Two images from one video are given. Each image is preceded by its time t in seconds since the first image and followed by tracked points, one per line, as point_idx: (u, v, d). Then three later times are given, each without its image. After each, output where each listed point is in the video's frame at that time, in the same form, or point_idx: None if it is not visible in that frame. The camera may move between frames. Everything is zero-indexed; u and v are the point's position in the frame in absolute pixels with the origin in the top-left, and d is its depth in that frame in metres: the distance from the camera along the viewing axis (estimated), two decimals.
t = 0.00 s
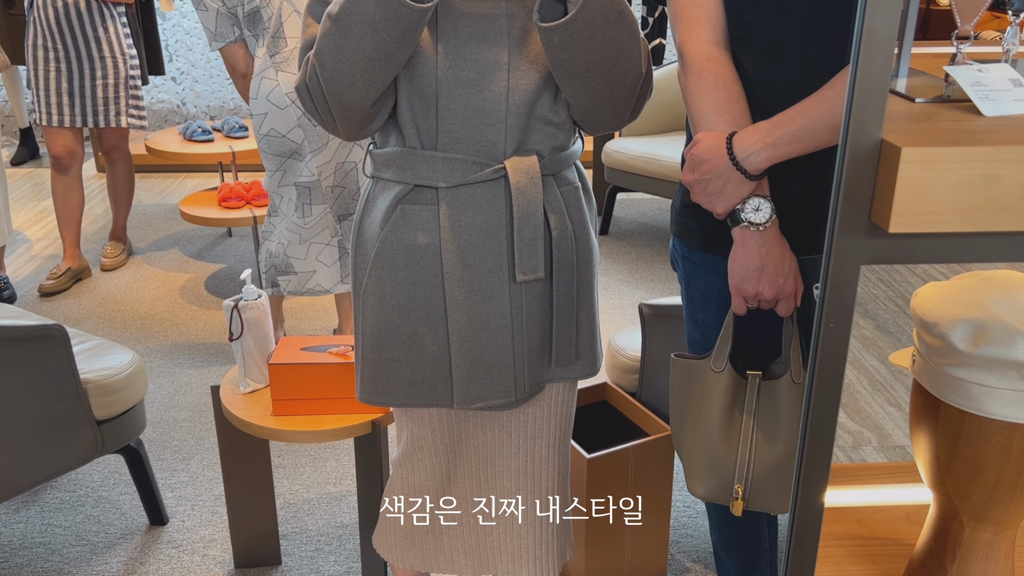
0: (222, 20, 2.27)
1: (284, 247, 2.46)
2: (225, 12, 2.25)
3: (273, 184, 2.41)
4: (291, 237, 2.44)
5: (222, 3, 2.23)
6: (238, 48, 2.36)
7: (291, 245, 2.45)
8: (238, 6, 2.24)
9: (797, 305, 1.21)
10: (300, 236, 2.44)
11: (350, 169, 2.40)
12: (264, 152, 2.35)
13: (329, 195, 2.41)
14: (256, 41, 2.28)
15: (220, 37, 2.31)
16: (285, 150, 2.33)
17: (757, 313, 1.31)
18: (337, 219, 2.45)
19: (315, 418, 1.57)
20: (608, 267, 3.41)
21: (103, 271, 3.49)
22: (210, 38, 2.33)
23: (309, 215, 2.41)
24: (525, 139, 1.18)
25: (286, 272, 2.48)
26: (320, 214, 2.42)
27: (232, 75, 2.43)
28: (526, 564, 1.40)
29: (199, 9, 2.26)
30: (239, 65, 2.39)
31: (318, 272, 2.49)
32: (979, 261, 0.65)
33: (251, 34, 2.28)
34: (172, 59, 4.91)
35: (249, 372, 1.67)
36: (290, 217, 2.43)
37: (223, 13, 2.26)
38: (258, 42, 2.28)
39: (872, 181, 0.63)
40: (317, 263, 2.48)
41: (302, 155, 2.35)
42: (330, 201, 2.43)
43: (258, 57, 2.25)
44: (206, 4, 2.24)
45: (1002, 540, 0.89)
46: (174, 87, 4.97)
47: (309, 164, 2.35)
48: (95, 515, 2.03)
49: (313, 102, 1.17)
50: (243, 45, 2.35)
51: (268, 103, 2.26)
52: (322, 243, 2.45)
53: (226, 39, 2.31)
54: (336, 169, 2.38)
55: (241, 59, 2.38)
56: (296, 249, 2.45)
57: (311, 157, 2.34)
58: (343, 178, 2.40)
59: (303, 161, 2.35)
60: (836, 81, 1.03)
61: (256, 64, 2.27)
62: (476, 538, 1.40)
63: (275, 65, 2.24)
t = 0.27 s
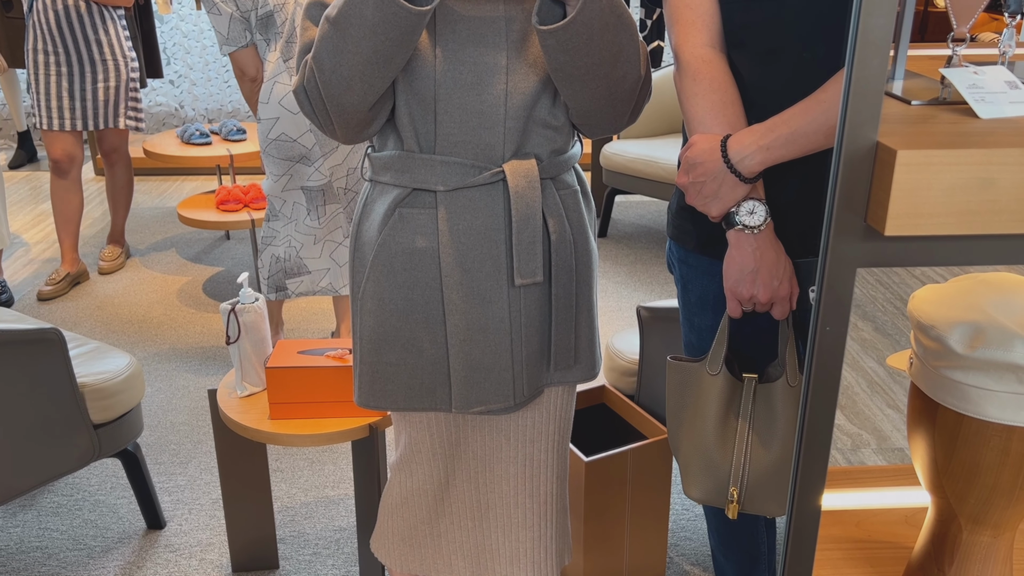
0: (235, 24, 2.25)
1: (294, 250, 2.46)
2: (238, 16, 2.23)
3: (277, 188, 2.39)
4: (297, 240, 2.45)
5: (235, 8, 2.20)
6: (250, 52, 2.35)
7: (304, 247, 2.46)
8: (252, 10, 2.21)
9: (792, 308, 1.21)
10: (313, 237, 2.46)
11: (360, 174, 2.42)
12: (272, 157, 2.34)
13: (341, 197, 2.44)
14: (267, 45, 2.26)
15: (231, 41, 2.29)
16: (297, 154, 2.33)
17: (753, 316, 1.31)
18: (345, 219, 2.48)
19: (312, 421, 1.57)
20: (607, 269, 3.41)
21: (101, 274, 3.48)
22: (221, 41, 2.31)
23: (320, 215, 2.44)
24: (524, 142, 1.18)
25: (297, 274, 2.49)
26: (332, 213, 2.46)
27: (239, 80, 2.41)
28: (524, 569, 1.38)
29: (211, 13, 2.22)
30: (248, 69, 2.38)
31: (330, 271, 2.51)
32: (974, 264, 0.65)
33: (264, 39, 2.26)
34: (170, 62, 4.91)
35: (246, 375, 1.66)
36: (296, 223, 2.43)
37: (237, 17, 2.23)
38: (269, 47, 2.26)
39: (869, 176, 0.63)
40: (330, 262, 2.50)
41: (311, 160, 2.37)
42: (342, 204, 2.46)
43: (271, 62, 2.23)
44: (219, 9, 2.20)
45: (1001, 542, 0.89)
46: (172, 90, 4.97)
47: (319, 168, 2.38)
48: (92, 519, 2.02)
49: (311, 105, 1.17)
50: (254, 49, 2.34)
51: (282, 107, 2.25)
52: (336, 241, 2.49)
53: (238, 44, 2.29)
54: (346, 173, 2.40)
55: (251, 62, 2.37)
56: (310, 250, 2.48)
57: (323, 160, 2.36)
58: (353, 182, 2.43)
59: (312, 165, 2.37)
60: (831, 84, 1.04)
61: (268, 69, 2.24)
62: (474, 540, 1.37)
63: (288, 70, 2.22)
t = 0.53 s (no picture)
0: (245, 23, 2.25)
1: (293, 260, 2.45)
2: (249, 15, 2.23)
3: (275, 193, 2.37)
4: (294, 248, 2.43)
5: (246, 5, 2.21)
6: (257, 52, 2.33)
7: (302, 256, 2.45)
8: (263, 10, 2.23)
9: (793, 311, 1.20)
10: (312, 243, 2.46)
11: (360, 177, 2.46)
12: (275, 160, 2.32)
13: (340, 200, 2.46)
14: (276, 46, 2.27)
15: (241, 40, 2.29)
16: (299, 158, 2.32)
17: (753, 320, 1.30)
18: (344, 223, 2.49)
19: (312, 427, 1.57)
20: (606, 273, 3.41)
21: (100, 279, 3.48)
22: (229, 40, 2.31)
23: (320, 220, 2.44)
24: (523, 148, 1.18)
25: (295, 283, 2.48)
26: (331, 217, 2.47)
27: (244, 78, 2.38)
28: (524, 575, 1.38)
29: (221, 10, 2.23)
30: (254, 68, 2.35)
31: (326, 274, 2.51)
32: (974, 269, 0.65)
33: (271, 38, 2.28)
34: (169, 67, 4.91)
35: (245, 380, 1.66)
36: (290, 232, 2.41)
37: (247, 16, 2.24)
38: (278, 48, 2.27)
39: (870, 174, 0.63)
40: (326, 266, 2.51)
41: (314, 165, 2.35)
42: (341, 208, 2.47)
43: (279, 62, 2.24)
44: (230, 6, 2.22)
45: (1002, 548, 0.89)
46: (171, 95, 4.97)
47: (322, 173, 2.37)
48: (91, 525, 2.02)
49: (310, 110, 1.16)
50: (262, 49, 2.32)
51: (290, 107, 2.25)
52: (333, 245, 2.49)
53: (247, 41, 2.29)
54: (347, 176, 2.44)
55: (259, 61, 2.34)
56: (307, 257, 2.46)
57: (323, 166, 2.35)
58: (354, 185, 2.46)
59: (315, 170, 2.35)
60: (831, 89, 1.04)
61: (278, 69, 2.25)
62: (474, 547, 1.37)
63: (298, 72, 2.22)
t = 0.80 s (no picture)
0: (251, 15, 2.24)
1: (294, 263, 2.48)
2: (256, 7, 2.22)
3: (270, 198, 2.39)
4: (291, 251, 2.46)
5: None
6: (257, 44, 2.33)
7: (300, 259, 2.47)
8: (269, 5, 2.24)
9: (791, 317, 1.20)
10: (310, 250, 2.47)
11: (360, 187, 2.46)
12: (270, 164, 2.34)
13: (341, 211, 2.45)
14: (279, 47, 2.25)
15: (242, 31, 2.28)
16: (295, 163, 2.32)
17: (752, 327, 1.30)
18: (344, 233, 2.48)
19: (310, 435, 1.57)
20: (605, 280, 3.41)
21: (99, 287, 3.48)
22: (231, 30, 2.29)
23: (318, 227, 2.44)
24: (520, 156, 1.18)
25: (295, 289, 2.50)
26: (330, 226, 2.46)
27: (240, 71, 2.37)
28: None
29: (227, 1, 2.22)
30: (254, 60, 2.35)
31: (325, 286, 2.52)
32: (971, 276, 0.65)
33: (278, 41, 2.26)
34: (168, 75, 4.92)
35: (243, 389, 1.66)
36: (287, 237, 2.44)
37: (254, 9, 2.23)
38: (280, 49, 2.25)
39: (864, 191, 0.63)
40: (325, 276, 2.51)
41: (310, 169, 2.37)
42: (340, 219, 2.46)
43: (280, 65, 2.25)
44: None
45: (1000, 555, 0.89)
46: (170, 103, 4.97)
47: (318, 176, 2.38)
48: (89, 534, 2.01)
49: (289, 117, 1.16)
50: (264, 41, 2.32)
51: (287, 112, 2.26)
52: (331, 257, 2.49)
53: (249, 34, 2.28)
54: (347, 186, 2.43)
55: (259, 53, 2.35)
56: (307, 263, 2.48)
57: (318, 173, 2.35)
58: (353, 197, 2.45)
59: (311, 174, 2.37)
60: (826, 95, 1.05)
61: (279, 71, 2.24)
62: (472, 556, 1.37)
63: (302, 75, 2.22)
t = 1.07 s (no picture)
0: (232, 16, 2.25)
1: (271, 275, 2.47)
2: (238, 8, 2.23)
3: (254, 208, 2.41)
4: (271, 263, 2.46)
5: None
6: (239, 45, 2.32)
7: (279, 272, 2.47)
8: (252, 8, 2.25)
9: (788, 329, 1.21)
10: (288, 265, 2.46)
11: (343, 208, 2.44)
12: (257, 173, 2.37)
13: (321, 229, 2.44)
14: (263, 53, 2.26)
15: (224, 31, 2.28)
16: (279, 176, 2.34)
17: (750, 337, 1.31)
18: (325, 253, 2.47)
19: (307, 447, 1.56)
20: (602, 289, 3.41)
21: (96, 299, 3.48)
22: (212, 28, 2.29)
23: (299, 243, 2.44)
24: (516, 170, 1.18)
25: (272, 301, 2.50)
26: (310, 243, 2.45)
27: (219, 71, 2.35)
28: None
29: None
30: (232, 60, 2.33)
31: (302, 301, 2.51)
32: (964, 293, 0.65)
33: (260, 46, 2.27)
34: (166, 86, 4.92)
35: (239, 402, 1.66)
36: (267, 249, 2.44)
37: (236, 9, 2.24)
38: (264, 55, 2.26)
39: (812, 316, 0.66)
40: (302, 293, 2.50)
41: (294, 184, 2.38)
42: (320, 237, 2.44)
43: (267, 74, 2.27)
44: None
45: (995, 568, 0.88)
46: (168, 113, 4.97)
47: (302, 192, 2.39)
48: (86, 547, 2.01)
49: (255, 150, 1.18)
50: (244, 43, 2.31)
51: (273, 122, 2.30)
52: (310, 276, 2.47)
53: (230, 34, 2.28)
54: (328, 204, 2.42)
55: (239, 54, 2.32)
56: (284, 277, 2.47)
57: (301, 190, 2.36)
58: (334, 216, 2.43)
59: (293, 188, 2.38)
60: (821, 108, 1.06)
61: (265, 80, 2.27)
62: (469, 570, 1.36)
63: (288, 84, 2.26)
